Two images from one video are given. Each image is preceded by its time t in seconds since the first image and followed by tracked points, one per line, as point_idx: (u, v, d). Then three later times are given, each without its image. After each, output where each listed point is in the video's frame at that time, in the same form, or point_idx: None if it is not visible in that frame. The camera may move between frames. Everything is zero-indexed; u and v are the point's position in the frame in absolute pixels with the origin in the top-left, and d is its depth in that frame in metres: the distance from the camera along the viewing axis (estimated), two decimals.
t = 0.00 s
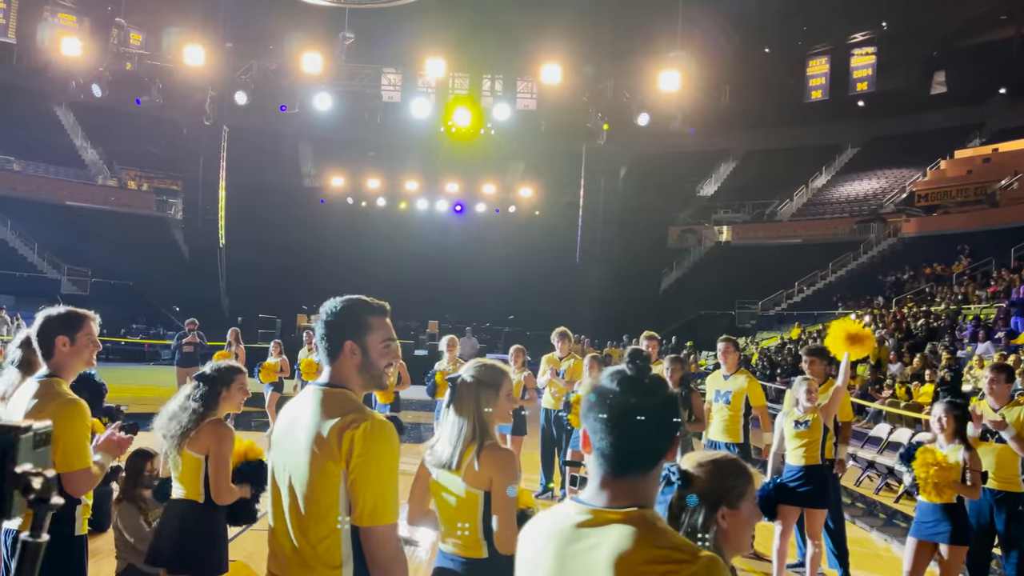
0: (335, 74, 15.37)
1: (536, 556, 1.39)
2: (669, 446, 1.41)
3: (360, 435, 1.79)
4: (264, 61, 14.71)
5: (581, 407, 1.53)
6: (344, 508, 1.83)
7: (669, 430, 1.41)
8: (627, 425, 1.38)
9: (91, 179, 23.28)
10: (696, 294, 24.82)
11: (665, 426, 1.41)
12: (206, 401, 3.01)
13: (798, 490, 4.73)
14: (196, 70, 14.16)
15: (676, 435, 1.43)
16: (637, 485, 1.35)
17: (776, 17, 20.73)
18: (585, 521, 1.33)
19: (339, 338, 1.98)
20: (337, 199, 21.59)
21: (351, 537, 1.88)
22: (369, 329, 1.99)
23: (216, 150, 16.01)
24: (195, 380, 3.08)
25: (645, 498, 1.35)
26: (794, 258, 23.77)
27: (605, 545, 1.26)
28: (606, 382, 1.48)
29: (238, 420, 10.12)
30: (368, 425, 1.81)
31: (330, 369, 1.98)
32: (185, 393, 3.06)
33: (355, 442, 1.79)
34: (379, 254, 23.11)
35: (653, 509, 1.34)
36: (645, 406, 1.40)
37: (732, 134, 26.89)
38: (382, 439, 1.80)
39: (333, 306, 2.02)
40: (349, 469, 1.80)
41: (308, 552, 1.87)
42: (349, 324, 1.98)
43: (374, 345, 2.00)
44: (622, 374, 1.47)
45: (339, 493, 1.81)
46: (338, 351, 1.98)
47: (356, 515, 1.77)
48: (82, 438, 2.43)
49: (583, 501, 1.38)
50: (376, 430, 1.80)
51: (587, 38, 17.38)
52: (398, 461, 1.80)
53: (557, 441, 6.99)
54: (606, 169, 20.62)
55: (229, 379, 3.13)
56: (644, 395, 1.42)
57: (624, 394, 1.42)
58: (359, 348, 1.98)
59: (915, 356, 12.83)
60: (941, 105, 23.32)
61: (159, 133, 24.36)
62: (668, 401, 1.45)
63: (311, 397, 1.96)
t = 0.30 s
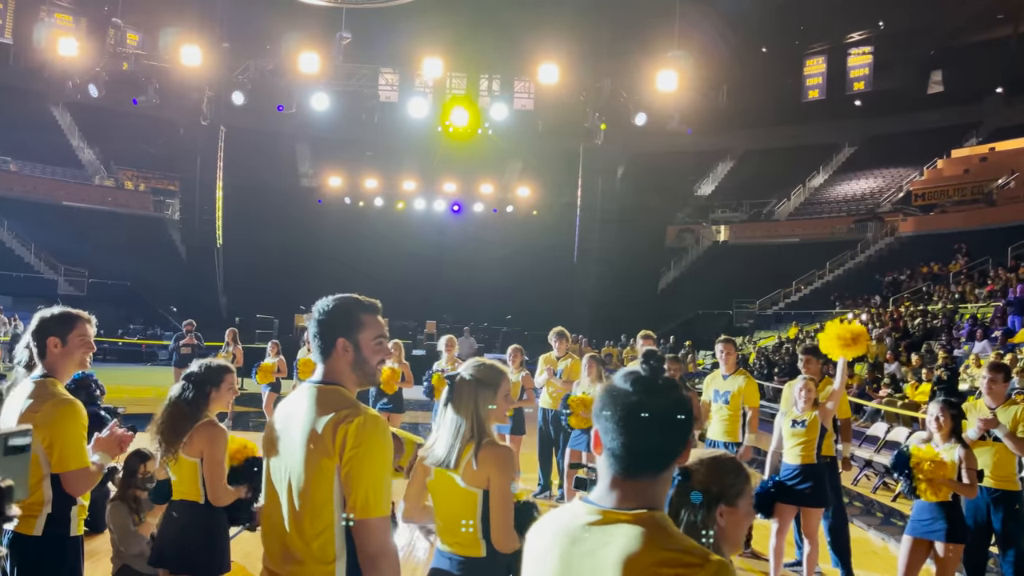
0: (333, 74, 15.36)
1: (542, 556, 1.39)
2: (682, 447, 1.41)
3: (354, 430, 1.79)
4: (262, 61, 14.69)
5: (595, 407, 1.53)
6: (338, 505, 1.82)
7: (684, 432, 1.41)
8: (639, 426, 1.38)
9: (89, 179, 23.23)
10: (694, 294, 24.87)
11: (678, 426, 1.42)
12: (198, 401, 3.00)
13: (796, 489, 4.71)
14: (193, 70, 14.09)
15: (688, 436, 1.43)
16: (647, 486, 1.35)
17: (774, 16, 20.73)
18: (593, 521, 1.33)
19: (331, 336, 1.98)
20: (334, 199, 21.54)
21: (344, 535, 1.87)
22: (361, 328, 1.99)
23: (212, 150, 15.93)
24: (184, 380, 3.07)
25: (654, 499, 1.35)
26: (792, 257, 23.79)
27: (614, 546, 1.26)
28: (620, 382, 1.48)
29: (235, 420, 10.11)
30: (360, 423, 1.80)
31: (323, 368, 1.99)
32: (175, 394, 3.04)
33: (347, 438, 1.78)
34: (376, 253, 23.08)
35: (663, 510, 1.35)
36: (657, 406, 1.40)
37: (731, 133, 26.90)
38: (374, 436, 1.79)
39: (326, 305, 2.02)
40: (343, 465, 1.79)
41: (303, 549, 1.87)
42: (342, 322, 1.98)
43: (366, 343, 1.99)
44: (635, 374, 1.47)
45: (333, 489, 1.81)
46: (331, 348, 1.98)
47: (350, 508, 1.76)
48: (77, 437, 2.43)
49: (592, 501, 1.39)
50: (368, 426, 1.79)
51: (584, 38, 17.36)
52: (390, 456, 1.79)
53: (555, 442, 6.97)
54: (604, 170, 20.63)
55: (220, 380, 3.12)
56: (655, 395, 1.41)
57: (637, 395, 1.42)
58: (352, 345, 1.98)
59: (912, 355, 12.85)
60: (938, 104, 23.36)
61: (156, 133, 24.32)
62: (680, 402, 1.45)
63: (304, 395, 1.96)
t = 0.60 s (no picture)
0: (330, 74, 15.39)
1: (546, 556, 1.38)
2: (687, 446, 1.42)
3: (341, 428, 1.84)
4: (261, 61, 14.56)
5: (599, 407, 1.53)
6: (328, 499, 1.87)
7: (688, 432, 1.42)
8: (644, 428, 1.38)
9: (87, 180, 23.21)
10: (692, 294, 24.92)
11: (684, 426, 1.42)
12: (196, 401, 3.00)
13: (795, 488, 4.69)
14: (191, 71, 14.07)
15: (693, 436, 1.43)
16: (653, 486, 1.35)
17: (772, 16, 20.74)
18: (598, 522, 1.33)
19: (324, 333, 1.99)
20: (333, 200, 21.51)
21: (335, 528, 1.92)
22: (356, 326, 2.03)
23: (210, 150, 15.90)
24: (185, 379, 3.09)
25: (658, 501, 1.35)
26: (790, 257, 23.81)
27: (616, 548, 1.26)
28: (624, 383, 1.47)
29: (234, 421, 10.10)
30: (349, 419, 1.86)
31: (312, 364, 2.01)
32: (175, 394, 3.04)
33: (337, 433, 1.84)
34: (374, 253, 23.10)
35: (668, 511, 1.34)
36: (663, 407, 1.41)
37: (729, 133, 26.94)
38: (361, 433, 1.85)
39: (319, 303, 2.04)
40: (332, 461, 1.85)
41: (291, 543, 1.92)
42: (335, 320, 2.00)
43: (361, 340, 2.04)
44: (639, 375, 1.47)
45: (323, 483, 1.87)
46: (325, 347, 1.99)
47: (342, 503, 1.82)
48: (74, 437, 2.43)
49: (597, 501, 1.38)
50: (357, 422, 1.85)
51: (582, 38, 17.35)
52: (378, 451, 1.86)
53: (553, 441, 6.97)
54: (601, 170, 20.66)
55: (219, 380, 3.13)
56: (658, 394, 1.41)
57: (641, 395, 1.42)
58: (349, 343, 2.01)
59: (911, 355, 12.87)
60: (936, 104, 23.38)
61: (154, 134, 24.32)
62: (685, 403, 1.45)
63: (293, 392, 1.99)
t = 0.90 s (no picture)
0: (328, 74, 15.42)
1: (542, 557, 1.38)
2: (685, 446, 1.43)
3: (330, 431, 1.87)
4: (258, 61, 14.42)
5: (595, 408, 1.52)
6: (316, 498, 1.90)
7: (684, 431, 1.41)
8: (644, 430, 1.38)
9: (85, 181, 23.22)
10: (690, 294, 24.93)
11: (682, 427, 1.42)
12: (194, 401, 3.00)
13: (794, 488, 4.72)
14: (189, 71, 14.06)
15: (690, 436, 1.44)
16: (651, 488, 1.36)
17: (770, 17, 20.80)
18: (596, 523, 1.33)
19: (319, 332, 2.00)
20: (331, 200, 21.50)
21: (321, 526, 1.95)
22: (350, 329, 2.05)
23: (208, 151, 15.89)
24: (184, 380, 3.09)
25: (654, 502, 1.36)
26: (788, 257, 23.81)
27: (613, 550, 1.27)
28: (622, 382, 1.47)
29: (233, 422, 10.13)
30: (338, 420, 1.89)
31: (303, 364, 2.02)
32: (174, 395, 3.05)
33: (327, 433, 1.87)
34: (372, 253, 23.09)
35: (665, 513, 1.35)
36: (663, 408, 1.40)
37: (728, 133, 26.95)
38: (350, 436, 1.88)
39: (313, 301, 2.05)
40: (321, 461, 1.88)
41: (279, 541, 1.95)
42: (330, 321, 2.02)
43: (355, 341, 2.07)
44: (636, 374, 1.46)
45: (311, 483, 1.89)
46: (320, 347, 2.01)
47: (329, 502, 1.85)
48: (72, 438, 2.42)
49: (595, 503, 1.38)
50: (346, 423, 1.89)
51: (580, 38, 17.35)
52: (365, 451, 1.89)
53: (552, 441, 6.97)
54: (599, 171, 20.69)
55: (218, 381, 3.13)
56: (654, 394, 1.41)
57: (640, 395, 1.42)
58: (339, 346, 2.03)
59: (909, 354, 12.90)
60: (934, 104, 23.44)
61: (152, 135, 24.31)
62: (683, 403, 1.46)
63: (282, 392, 2.00)
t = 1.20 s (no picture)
0: (320, 74, 15.33)
1: (534, 556, 1.39)
2: (670, 445, 1.41)
3: (307, 427, 1.86)
4: (249, 61, 14.35)
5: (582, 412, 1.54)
6: (294, 494, 1.90)
7: (669, 430, 1.41)
8: (628, 427, 1.39)
9: (75, 181, 23.07)
10: (682, 294, 24.95)
11: (668, 424, 1.42)
12: (185, 404, 2.98)
13: (787, 488, 4.73)
14: (180, 71, 13.94)
15: (679, 435, 1.44)
16: (639, 487, 1.36)
17: (762, 17, 20.91)
18: (585, 521, 1.33)
19: (303, 331, 2.02)
20: (323, 200, 21.47)
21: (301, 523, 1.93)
22: (332, 327, 2.07)
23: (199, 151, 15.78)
24: (174, 383, 3.08)
25: (642, 501, 1.36)
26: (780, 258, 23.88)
27: (602, 547, 1.28)
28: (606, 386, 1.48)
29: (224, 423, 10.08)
30: (314, 417, 1.88)
31: (286, 364, 2.03)
32: (165, 397, 3.03)
33: (307, 430, 1.86)
34: (363, 254, 23.00)
35: (651, 510, 1.35)
36: (646, 406, 1.41)
37: (719, 133, 26.96)
38: (332, 433, 1.88)
39: (296, 302, 2.06)
40: (298, 457, 1.87)
41: (261, 538, 1.95)
42: (312, 320, 2.03)
43: (337, 340, 2.09)
44: (619, 375, 1.49)
45: (287, 482, 1.89)
46: (303, 346, 2.03)
47: (308, 498, 1.85)
48: (62, 440, 2.41)
49: (583, 503, 1.39)
50: (325, 419, 1.89)
51: (572, 38, 17.36)
52: (344, 448, 1.88)
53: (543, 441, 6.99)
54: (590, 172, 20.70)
55: (208, 382, 3.10)
56: (637, 395, 1.42)
57: (623, 394, 1.43)
58: (323, 345, 2.05)
59: (899, 353, 12.96)
60: (924, 104, 23.62)
61: (143, 135, 24.18)
62: (668, 399, 1.46)
63: (266, 391, 2.01)
